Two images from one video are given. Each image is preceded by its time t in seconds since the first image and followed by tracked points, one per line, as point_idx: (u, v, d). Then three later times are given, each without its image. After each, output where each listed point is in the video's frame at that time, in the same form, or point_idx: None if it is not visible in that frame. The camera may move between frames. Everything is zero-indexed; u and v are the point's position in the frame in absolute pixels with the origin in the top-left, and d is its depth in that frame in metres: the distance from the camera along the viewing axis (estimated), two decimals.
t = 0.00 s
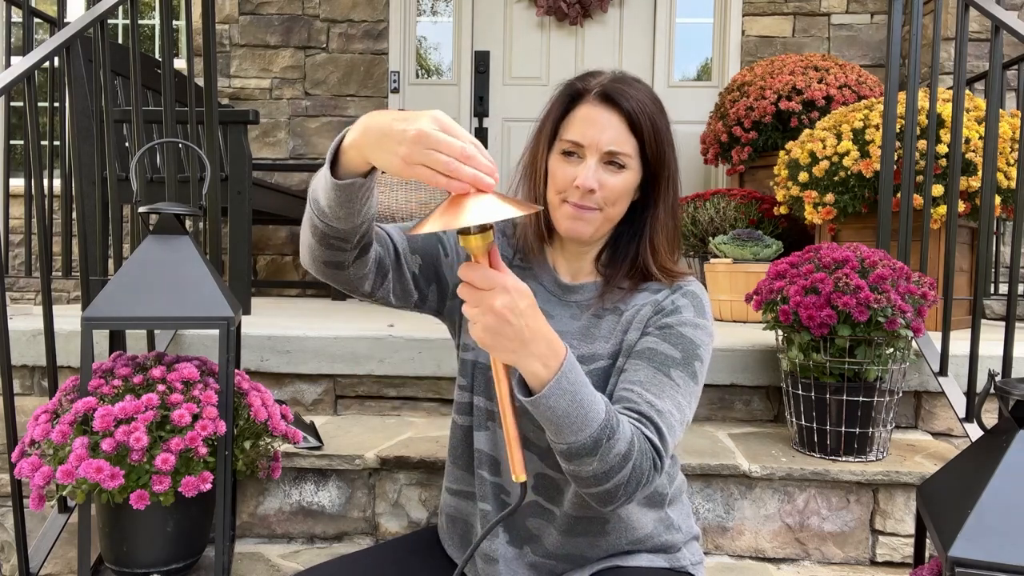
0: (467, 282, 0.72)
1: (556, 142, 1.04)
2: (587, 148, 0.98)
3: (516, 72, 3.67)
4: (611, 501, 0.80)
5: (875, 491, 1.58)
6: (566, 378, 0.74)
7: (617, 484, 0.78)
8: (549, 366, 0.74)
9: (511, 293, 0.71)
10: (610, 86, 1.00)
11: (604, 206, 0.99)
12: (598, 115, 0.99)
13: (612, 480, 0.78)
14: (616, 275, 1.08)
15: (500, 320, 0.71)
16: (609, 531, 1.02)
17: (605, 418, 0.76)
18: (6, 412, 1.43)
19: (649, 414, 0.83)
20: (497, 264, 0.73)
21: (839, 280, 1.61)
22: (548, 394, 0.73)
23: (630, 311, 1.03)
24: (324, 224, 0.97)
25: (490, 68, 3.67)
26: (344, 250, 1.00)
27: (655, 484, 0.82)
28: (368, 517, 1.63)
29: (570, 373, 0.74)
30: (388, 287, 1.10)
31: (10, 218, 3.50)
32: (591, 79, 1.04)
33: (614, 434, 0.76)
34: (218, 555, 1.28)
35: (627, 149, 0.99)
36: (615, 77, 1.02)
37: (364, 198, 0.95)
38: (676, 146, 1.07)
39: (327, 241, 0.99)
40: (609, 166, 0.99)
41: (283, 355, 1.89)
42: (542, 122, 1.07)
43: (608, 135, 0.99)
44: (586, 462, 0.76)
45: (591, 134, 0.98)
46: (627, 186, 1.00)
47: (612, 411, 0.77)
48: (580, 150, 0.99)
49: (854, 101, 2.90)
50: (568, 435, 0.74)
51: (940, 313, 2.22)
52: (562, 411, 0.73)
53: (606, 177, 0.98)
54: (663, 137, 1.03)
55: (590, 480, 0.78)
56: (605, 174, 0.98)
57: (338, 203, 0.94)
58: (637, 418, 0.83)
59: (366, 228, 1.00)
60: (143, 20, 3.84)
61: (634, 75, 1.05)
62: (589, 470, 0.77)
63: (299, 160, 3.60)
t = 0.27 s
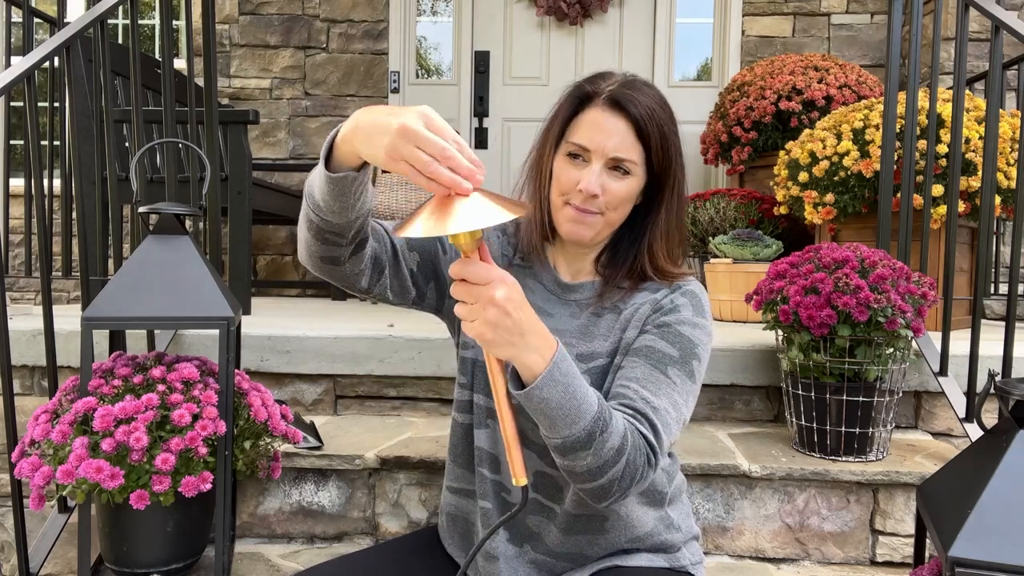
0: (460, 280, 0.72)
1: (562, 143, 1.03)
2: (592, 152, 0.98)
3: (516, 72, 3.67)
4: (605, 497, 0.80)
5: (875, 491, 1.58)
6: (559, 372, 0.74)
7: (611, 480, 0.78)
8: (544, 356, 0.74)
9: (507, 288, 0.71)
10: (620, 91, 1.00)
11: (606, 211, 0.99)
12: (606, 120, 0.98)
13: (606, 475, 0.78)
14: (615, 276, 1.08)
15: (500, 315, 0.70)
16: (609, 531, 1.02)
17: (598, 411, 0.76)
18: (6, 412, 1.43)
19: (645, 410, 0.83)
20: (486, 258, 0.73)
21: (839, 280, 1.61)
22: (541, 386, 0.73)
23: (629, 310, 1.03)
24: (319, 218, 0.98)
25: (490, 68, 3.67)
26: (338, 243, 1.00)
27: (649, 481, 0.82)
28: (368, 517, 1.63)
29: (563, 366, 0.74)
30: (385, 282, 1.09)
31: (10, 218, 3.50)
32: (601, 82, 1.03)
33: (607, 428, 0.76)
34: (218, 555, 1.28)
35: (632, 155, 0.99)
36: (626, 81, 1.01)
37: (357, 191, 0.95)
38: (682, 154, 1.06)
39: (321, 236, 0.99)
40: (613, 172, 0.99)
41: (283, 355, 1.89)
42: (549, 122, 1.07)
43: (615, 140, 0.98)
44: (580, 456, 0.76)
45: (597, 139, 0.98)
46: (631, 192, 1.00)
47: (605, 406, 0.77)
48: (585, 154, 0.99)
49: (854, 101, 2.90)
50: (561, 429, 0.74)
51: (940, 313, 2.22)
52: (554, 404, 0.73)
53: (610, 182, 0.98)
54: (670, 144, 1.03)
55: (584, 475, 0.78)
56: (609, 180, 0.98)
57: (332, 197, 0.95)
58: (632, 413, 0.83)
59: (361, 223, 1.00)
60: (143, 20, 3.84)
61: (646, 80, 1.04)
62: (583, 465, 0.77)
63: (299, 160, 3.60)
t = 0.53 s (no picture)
0: (451, 290, 0.71)
1: (563, 143, 1.03)
2: (593, 153, 0.98)
3: (516, 72, 3.67)
4: (602, 501, 0.80)
5: (875, 491, 1.58)
6: (552, 377, 0.74)
7: (608, 484, 0.78)
8: (538, 362, 0.74)
9: (500, 298, 0.71)
10: (620, 91, 1.00)
11: (606, 212, 0.99)
12: (606, 121, 0.98)
13: (603, 479, 0.78)
14: (615, 276, 1.08)
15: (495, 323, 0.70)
16: (609, 532, 1.02)
17: (592, 416, 0.76)
18: (6, 412, 1.43)
19: (643, 413, 0.83)
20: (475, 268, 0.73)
21: (839, 280, 1.61)
22: (534, 392, 0.73)
23: (628, 311, 1.03)
24: (329, 202, 0.97)
25: (490, 68, 3.67)
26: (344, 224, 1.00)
27: (646, 484, 0.82)
28: (368, 517, 1.63)
29: (555, 372, 0.74)
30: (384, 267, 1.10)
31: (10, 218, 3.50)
32: (602, 82, 1.03)
33: (602, 432, 0.76)
34: (218, 555, 1.28)
35: (632, 157, 0.99)
36: (627, 81, 1.01)
37: (377, 187, 0.95)
38: (683, 155, 1.06)
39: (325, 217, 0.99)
40: (613, 173, 0.99)
41: (283, 355, 1.89)
42: (550, 122, 1.07)
43: (615, 141, 0.98)
44: (577, 461, 0.76)
45: (598, 140, 0.98)
46: (631, 193, 1.00)
47: (600, 411, 0.77)
48: (586, 155, 0.99)
49: (854, 101, 2.90)
50: (557, 435, 0.74)
51: (940, 313, 2.22)
52: (548, 411, 0.73)
53: (609, 184, 0.98)
54: (671, 145, 1.03)
55: (581, 480, 0.78)
56: (609, 181, 0.98)
57: (347, 187, 0.95)
58: (630, 417, 0.83)
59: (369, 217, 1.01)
60: (143, 20, 3.84)
61: (648, 81, 1.04)
62: (580, 469, 0.77)
63: (299, 160, 3.61)
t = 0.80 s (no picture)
0: (449, 293, 0.71)
1: (563, 143, 1.04)
2: (593, 153, 0.98)
3: (516, 72, 3.67)
4: (604, 505, 0.81)
5: (875, 491, 1.58)
6: (552, 382, 0.74)
7: (609, 488, 0.79)
8: (537, 368, 0.74)
9: (498, 302, 0.71)
10: (621, 91, 0.99)
11: (606, 211, 0.99)
12: (606, 122, 0.98)
13: (604, 483, 0.78)
14: (616, 277, 1.08)
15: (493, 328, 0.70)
16: (609, 534, 1.02)
17: (593, 421, 0.76)
18: (6, 412, 1.43)
19: (644, 417, 0.83)
20: (473, 271, 0.73)
21: (839, 280, 1.61)
22: (534, 399, 0.73)
23: (630, 313, 1.03)
24: (325, 184, 0.98)
25: (490, 68, 3.67)
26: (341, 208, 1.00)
27: (647, 488, 0.82)
28: (368, 517, 1.63)
29: (555, 377, 0.74)
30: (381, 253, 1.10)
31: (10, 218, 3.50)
32: (602, 82, 1.03)
33: (603, 436, 0.76)
34: (218, 555, 1.28)
35: (633, 157, 0.99)
36: (628, 81, 1.01)
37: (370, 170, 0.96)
38: (684, 156, 1.06)
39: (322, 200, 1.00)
40: (613, 172, 0.99)
41: (283, 355, 1.89)
42: (551, 122, 1.07)
43: (615, 141, 0.98)
44: (578, 465, 0.76)
45: (598, 139, 0.98)
46: (631, 193, 1.00)
47: (601, 415, 0.77)
48: (586, 154, 0.99)
49: (854, 101, 2.90)
50: (558, 440, 0.74)
51: (940, 313, 2.22)
52: (550, 417, 0.73)
53: (609, 184, 0.98)
54: (672, 145, 1.02)
55: (582, 484, 0.78)
56: (609, 181, 0.98)
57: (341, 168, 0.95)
58: (631, 420, 0.83)
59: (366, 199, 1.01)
60: (143, 20, 3.84)
61: (649, 80, 1.03)
62: (581, 474, 0.77)
63: (299, 161, 3.60)
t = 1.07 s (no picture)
0: (451, 295, 0.71)
1: (564, 143, 1.04)
2: (594, 153, 0.98)
3: (516, 72, 3.67)
4: (605, 506, 0.80)
5: (875, 491, 1.58)
6: (554, 384, 0.74)
7: (611, 489, 0.79)
8: (538, 370, 0.74)
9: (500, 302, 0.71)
10: (622, 91, 0.99)
11: (607, 211, 0.99)
12: (607, 121, 0.98)
13: (605, 484, 0.78)
14: (617, 278, 1.08)
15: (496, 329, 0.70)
16: (609, 535, 1.02)
17: (595, 422, 0.76)
18: (6, 412, 1.43)
19: (645, 418, 0.84)
20: (474, 272, 0.73)
21: (839, 280, 1.61)
22: (536, 400, 0.73)
23: (631, 314, 1.03)
24: (330, 174, 0.98)
25: (490, 68, 3.67)
26: (340, 195, 1.00)
27: (648, 490, 0.82)
28: (368, 517, 1.63)
29: (556, 379, 0.74)
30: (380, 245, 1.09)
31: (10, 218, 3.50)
32: (604, 81, 1.02)
33: (605, 437, 0.76)
34: (218, 555, 1.28)
35: (633, 156, 0.99)
36: (629, 80, 1.01)
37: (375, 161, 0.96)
38: (686, 156, 1.06)
39: (325, 188, 0.99)
40: (614, 172, 0.99)
41: (283, 355, 1.89)
42: (552, 122, 1.07)
43: (616, 141, 0.98)
44: (579, 467, 0.76)
45: (599, 139, 0.98)
46: (632, 193, 1.00)
47: (603, 416, 0.77)
48: (587, 154, 0.99)
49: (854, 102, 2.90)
50: (560, 441, 0.74)
51: (940, 313, 2.22)
52: (552, 418, 0.73)
53: (610, 183, 0.98)
54: (673, 145, 1.02)
55: (584, 485, 0.78)
56: (609, 180, 0.98)
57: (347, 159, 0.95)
58: (632, 421, 0.83)
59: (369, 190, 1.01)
60: (143, 20, 3.84)
61: (651, 80, 1.03)
62: (582, 475, 0.77)
63: (299, 161, 3.60)
